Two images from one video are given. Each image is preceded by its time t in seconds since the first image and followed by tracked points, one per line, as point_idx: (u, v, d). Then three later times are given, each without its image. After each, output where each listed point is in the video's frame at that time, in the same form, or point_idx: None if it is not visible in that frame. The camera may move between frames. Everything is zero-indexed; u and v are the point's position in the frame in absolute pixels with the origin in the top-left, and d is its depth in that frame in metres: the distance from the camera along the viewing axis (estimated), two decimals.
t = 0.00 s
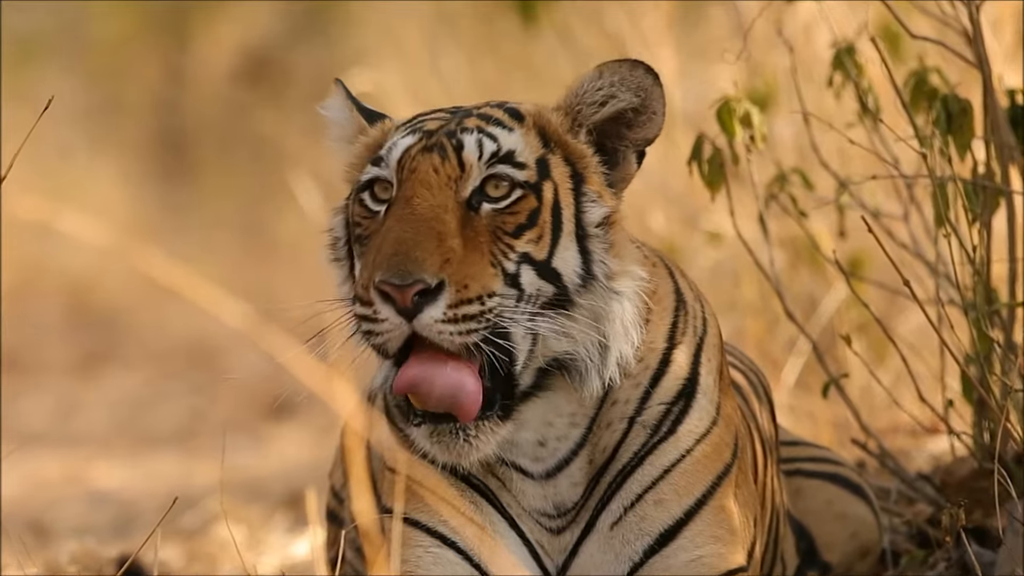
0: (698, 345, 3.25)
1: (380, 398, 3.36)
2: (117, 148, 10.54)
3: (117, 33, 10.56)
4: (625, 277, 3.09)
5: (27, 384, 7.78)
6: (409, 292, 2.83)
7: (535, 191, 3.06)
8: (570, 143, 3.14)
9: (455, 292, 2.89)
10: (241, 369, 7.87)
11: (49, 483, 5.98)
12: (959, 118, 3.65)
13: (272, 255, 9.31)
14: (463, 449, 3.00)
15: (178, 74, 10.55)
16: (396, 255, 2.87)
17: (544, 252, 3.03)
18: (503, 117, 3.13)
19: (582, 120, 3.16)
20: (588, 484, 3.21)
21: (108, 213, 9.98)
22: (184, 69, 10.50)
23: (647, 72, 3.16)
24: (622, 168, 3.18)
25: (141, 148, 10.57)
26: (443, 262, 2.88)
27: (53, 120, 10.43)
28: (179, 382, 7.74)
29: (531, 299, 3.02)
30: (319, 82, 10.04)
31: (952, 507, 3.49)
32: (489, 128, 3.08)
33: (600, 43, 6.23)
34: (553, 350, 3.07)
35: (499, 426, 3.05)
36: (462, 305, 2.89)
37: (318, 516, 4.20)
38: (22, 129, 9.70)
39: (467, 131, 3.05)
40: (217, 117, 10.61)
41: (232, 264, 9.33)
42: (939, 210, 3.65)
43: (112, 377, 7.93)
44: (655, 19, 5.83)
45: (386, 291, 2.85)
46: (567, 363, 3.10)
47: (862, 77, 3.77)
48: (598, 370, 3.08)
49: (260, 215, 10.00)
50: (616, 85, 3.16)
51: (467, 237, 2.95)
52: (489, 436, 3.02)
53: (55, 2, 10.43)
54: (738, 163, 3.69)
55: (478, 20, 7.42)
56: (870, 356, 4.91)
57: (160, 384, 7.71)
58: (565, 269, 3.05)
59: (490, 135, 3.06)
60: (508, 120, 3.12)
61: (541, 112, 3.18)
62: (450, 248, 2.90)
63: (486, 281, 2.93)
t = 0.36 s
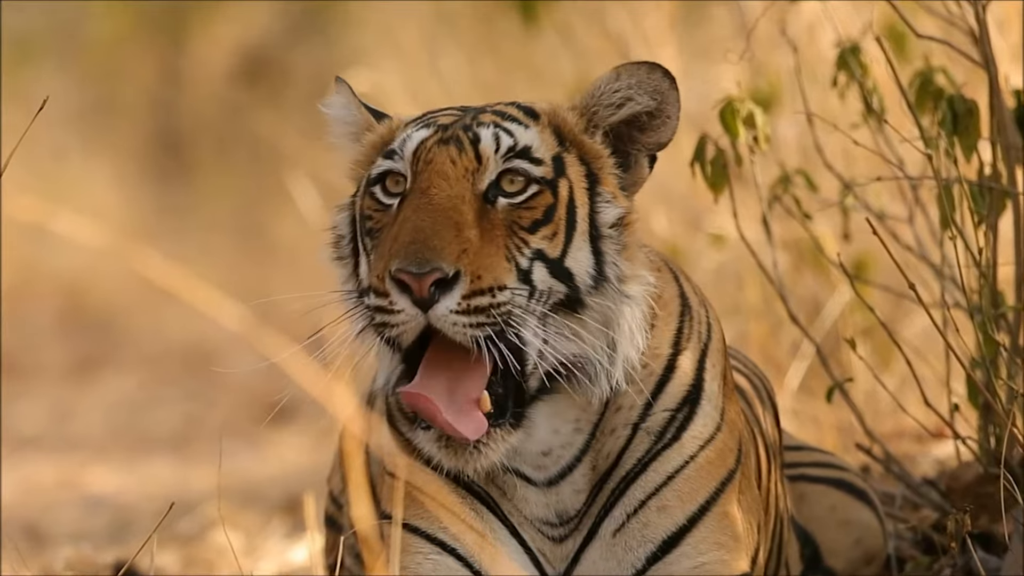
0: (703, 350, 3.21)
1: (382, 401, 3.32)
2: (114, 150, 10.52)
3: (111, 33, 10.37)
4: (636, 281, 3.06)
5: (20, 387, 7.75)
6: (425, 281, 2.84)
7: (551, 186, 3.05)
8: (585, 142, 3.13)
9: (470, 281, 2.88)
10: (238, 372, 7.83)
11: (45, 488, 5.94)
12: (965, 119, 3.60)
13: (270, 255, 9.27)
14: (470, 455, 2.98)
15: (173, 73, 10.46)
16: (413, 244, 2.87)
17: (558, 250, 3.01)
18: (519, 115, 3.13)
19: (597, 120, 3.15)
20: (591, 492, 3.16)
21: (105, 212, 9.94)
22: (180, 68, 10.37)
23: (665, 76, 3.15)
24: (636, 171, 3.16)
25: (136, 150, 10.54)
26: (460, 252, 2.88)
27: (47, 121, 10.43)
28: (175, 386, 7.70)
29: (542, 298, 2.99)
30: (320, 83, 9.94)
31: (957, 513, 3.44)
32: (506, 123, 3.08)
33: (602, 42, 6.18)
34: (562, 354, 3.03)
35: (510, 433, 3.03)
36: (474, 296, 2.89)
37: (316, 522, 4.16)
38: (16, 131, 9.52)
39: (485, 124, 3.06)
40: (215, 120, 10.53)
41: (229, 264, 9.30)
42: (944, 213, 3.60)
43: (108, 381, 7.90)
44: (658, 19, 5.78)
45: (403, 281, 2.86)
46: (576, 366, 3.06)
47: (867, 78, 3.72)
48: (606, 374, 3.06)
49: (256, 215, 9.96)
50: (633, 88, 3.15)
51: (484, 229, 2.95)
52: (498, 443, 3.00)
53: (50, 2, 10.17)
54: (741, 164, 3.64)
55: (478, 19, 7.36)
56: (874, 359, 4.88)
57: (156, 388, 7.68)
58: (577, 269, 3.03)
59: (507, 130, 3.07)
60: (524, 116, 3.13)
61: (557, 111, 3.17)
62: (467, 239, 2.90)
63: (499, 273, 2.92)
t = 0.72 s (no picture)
0: (708, 356, 3.16)
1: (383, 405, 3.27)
2: (110, 152, 10.45)
3: (109, 33, 10.32)
4: (644, 285, 3.01)
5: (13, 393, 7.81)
6: (438, 272, 2.78)
7: (563, 185, 3.02)
8: (597, 145, 3.10)
9: (483, 275, 2.84)
10: (236, 376, 7.78)
11: (41, 494, 5.89)
12: (970, 119, 3.55)
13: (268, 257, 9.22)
14: (475, 459, 2.94)
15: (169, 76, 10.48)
16: (424, 235, 2.83)
17: (568, 250, 2.97)
18: (532, 115, 3.11)
19: (610, 124, 3.13)
20: (593, 498, 3.12)
21: (100, 215, 9.87)
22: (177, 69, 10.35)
23: (680, 82, 3.13)
24: (644, 177, 3.14)
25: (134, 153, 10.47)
26: (473, 243, 2.84)
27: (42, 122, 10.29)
28: (171, 391, 7.67)
29: (549, 297, 2.94)
30: (318, 84, 9.90)
31: (962, 518, 3.40)
32: (518, 122, 3.06)
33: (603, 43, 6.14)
34: (569, 356, 2.99)
35: (516, 439, 2.98)
36: (488, 290, 2.84)
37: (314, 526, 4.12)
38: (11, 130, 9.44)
39: (497, 121, 3.03)
40: (214, 121, 10.48)
41: (227, 267, 9.25)
42: (950, 215, 3.55)
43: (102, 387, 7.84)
44: (659, 20, 5.73)
45: (413, 271, 2.81)
46: (581, 369, 3.02)
47: (872, 78, 3.67)
48: (611, 378, 3.01)
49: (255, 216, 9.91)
50: (648, 92, 3.13)
51: (496, 223, 2.91)
52: (503, 448, 2.95)
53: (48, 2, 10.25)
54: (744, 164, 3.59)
55: (478, 19, 7.31)
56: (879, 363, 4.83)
57: (152, 393, 7.64)
58: (586, 270, 2.98)
59: (519, 127, 3.04)
60: (536, 116, 3.10)
61: (569, 113, 3.15)
62: (480, 231, 2.86)
63: (512, 268, 2.88)
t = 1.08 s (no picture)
0: (712, 360, 3.11)
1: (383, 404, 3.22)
2: (105, 151, 10.36)
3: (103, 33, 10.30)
4: (652, 289, 2.97)
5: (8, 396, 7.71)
6: (449, 255, 2.75)
7: (574, 180, 2.99)
8: (611, 145, 3.07)
9: (496, 258, 2.80)
10: (233, 377, 7.74)
11: (37, 497, 5.85)
12: (977, 118, 3.50)
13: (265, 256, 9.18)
14: (479, 466, 2.88)
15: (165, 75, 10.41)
16: (435, 218, 2.79)
17: (577, 246, 2.94)
18: (545, 112, 3.08)
19: (625, 127, 3.10)
20: (595, 504, 3.07)
21: (94, 213, 9.81)
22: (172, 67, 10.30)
23: (696, 88, 3.11)
24: (654, 183, 3.11)
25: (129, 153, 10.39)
26: (484, 227, 2.81)
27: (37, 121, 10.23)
28: (166, 395, 7.65)
29: (558, 294, 2.90)
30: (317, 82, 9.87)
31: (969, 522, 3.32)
32: (531, 115, 3.03)
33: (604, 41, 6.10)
34: (576, 356, 2.95)
35: (520, 443, 2.94)
36: (501, 273, 2.81)
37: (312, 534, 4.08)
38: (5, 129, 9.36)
39: (510, 112, 3.01)
40: (209, 121, 10.45)
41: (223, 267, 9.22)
42: (956, 215, 3.51)
43: (98, 389, 7.80)
44: (662, 18, 5.69)
45: (423, 252, 2.76)
46: (586, 371, 2.98)
47: (877, 77, 3.63)
48: (616, 381, 2.97)
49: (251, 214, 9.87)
50: (665, 98, 3.10)
51: (507, 210, 2.88)
52: (508, 453, 2.91)
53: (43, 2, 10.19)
54: (747, 164, 3.55)
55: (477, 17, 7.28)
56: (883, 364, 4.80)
57: (148, 397, 7.61)
58: (595, 269, 2.95)
59: (532, 120, 3.01)
60: (549, 114, 3.08)
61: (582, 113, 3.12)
62: (491, 217, 2.83)
63: (524, 254, 2.84)
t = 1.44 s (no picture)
0: (714, 365, 3.07)
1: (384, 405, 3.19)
2: (100, 152, 10.32)
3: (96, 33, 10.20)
4: (656, 297, 2.95)
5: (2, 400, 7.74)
6: (455, 240, 2.71)
7: (583, 178, 2.97)
8: (622, 149, 3.05)
9: (503, 247, 2.77)
10: (232, 381, 7.71)
11: (32, 501, 5.82)
12: (982, 119, 3.45)
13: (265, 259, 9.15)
14: (478, 472, 2.83)
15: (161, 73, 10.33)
16: (443, 204, 2.76)
17: (584, 245, 2.90)
18: (556, 113, 3.06)
19: (637, 133, 3.07)
20: (595, 509, 3.03)
21: (91, 217, 9.82)
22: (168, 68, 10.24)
23: (707, 97, 3.05)
24: (661, 191, 3.07)
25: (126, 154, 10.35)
26: (491, 215, 2.78)
27: (35, 124, 10.22)
28: (160, 400, 7.65)
29: (563, 294, 2.87)
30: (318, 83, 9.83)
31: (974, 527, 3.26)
32: (542, 113, 3.02)
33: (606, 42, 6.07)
34: (579, 359, 2.92)
35: (519, 448, 2.89)
36: (508, 263, 2.77)
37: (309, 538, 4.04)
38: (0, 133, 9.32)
39: (522, 109, 3.00)
40: (205, 121, 10.36)
41: (219, 271, 9.21)
42: (960, 217, 3.46)
43: (94, 393, 7.80)
44: (664, 19, 5.66)
45: (429, 236, 2.73)
46: (586, 375, 2.94)
47: (880, 78, 3.58)
48: (616, 386, 2.93)
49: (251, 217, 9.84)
50: (677, 106, 3.06)
51: (515, 203, 2.86)
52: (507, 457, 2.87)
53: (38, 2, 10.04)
54: (750, 165, 3.50)
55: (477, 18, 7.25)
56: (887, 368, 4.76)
57: (142, 402, 7.61)
58: (601, 271, 2.92)
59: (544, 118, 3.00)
60: (560, 114, 3.05)
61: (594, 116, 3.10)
62: (499, 207, 2.81)
63: (531, 246, 2.81)
